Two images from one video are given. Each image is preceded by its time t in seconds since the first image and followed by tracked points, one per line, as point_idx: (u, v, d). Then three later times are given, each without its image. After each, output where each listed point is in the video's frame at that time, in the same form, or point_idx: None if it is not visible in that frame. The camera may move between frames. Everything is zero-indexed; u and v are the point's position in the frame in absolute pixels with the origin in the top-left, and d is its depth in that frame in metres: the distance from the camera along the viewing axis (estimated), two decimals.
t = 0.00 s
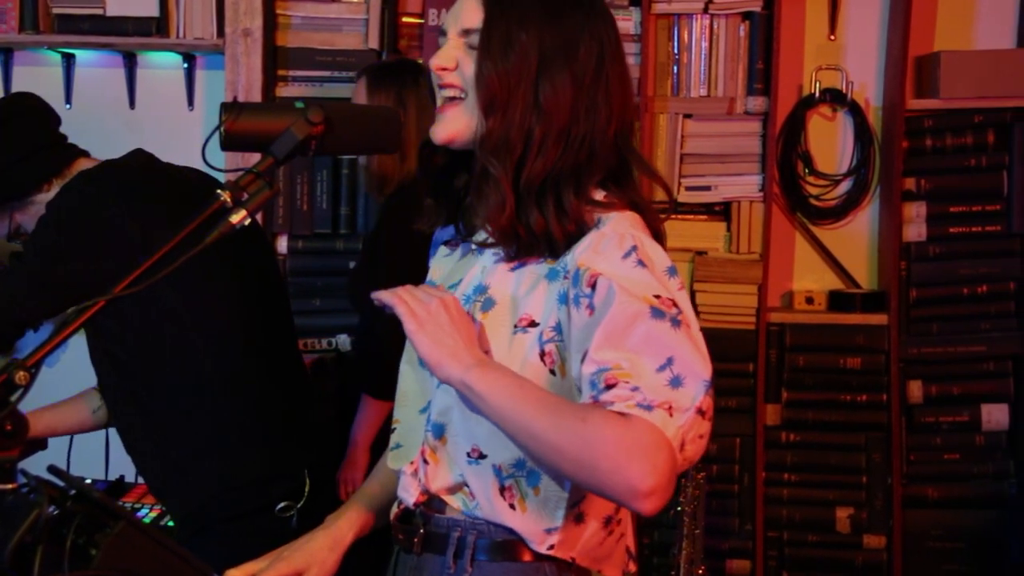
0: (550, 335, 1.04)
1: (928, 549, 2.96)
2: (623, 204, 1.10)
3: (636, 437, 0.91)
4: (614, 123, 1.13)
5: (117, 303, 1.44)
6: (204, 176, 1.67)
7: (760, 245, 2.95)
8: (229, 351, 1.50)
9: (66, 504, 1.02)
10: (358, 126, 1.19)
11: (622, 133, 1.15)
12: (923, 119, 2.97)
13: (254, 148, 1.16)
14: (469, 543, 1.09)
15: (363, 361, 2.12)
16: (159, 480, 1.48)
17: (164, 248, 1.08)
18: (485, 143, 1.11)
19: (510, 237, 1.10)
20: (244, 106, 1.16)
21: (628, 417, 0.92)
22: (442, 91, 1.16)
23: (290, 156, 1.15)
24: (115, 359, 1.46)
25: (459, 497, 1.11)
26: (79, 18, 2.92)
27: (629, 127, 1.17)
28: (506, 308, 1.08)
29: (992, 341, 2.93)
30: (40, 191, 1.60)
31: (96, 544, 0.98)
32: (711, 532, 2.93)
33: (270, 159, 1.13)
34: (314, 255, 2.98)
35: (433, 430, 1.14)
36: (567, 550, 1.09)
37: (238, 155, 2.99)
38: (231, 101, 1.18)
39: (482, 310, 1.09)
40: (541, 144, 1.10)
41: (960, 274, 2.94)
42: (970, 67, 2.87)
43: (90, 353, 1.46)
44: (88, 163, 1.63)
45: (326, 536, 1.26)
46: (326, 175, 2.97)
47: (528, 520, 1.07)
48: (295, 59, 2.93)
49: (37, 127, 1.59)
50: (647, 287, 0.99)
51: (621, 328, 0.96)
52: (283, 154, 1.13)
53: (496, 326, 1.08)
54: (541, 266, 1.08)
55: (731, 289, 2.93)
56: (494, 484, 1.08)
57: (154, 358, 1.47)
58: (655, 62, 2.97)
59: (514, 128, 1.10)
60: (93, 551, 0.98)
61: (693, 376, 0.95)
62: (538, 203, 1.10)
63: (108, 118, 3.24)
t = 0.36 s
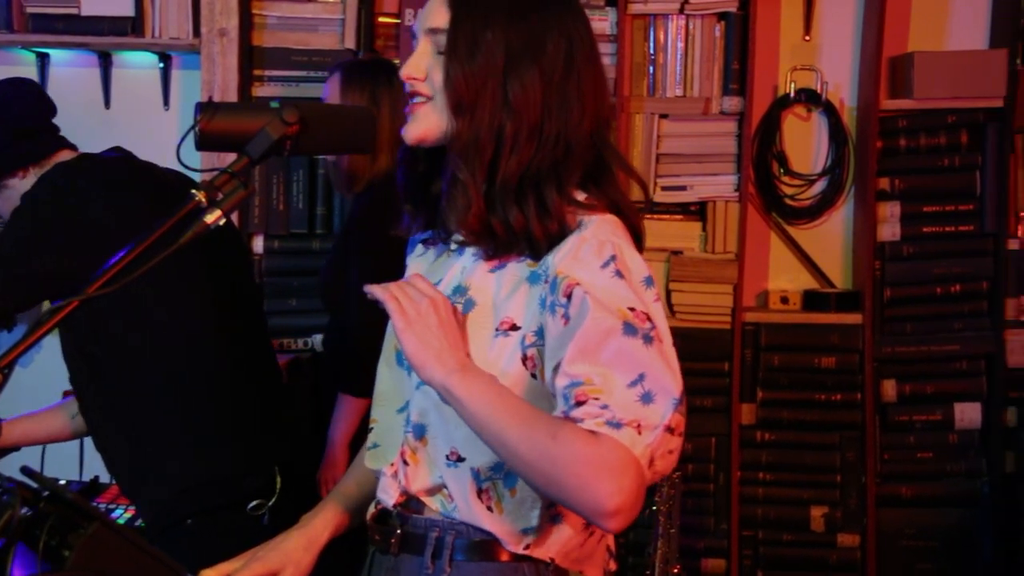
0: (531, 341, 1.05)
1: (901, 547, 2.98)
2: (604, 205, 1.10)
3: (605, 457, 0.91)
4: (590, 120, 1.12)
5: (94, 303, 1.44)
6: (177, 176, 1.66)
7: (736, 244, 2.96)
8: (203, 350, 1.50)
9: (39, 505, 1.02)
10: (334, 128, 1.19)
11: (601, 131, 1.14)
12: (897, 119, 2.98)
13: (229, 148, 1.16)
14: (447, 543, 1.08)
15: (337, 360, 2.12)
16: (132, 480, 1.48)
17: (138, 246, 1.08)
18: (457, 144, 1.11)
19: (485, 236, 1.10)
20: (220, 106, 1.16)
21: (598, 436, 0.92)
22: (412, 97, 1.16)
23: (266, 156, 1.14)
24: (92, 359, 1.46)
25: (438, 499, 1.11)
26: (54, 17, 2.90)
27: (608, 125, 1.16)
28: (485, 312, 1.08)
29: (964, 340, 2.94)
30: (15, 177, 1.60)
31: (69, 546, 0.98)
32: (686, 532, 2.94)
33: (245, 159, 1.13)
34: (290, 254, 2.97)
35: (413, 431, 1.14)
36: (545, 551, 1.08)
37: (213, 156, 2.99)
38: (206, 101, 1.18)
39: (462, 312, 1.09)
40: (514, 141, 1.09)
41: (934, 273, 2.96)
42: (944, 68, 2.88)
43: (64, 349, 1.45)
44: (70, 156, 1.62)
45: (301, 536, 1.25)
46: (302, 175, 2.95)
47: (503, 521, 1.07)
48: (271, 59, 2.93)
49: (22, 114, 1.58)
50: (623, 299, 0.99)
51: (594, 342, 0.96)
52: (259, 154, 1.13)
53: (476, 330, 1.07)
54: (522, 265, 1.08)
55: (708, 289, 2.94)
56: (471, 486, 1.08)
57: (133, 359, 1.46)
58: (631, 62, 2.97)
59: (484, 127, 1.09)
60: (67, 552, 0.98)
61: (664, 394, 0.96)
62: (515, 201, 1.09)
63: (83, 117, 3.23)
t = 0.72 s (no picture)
0: (501, 341, 1.05)
1: (869, 546, 2.99)
2: (576, 206, 1.09)
3: (568, 448, 0.91)
4: (560, 119, 1.11)
5: (55, 305, 1.42)
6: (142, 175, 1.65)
7: (704, 244, 2.97)
8: (167, 351, 1.48)
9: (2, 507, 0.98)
10: (302, 126, 1.19)
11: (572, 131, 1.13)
12: (863, 120, 3.00)
13: (196, 148, 1.15)
14: (417, 545, 1.08)
15: (303, 360, 2.12)
16: (94, 483, 1.47)
17: (104, 247, 1.08)
18: (425, 140, 1.10)
19: (451, 235, 1.10)
20: (186, 105, 1.15)
21: (562, 428, 0.92)
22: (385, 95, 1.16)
23: (234, 156, 1.14)
24: (58, 360, 1.44)
25: (408, 500, 1.10)
26: (19, 16, 2.88)
27: (579, 126, 1.15)
28: (457, 312, 1.08)
29: (929, 339, 2.96)
30: None
31: (33, 547, 0.95)
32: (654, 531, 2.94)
33: (212, 159, 1.13)
34: (258, 254, 2.96)
35: (383, 433, 1.13)
36: (516, 554, 1.08)
37: (180, 155, 2.97)
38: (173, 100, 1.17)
39: (433, 313, 1.09)
40: (483, 138, 1.08)
41: (900, 273, 2.97)
42: (909, 69, 2.90)
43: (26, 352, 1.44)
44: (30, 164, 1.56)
45: (269, 538, 1.25)
46: (270, 175, 2.94)
47: (475, 523, 1.07)
48: (238, 59, 2.92)
49: None
50: (590, 294, 0.98)
51: (559, 335, 0.96)
52: (225, 154, 1.13)
53: (448, 330, 1.08)
54: (494, 263, 1.09)
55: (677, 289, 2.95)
56: (443, 488, 1.07)
57: (98, 357, 1.45)
58: (599, 62, 2.97)
59: (454, 124, 1.08)
60: (31, 554, 0.95)
61: (630, 387, 0.95)
62: (484, 198, 1.08)
63: (48, 117, 3.20)
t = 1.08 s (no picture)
0: (470, 344, 1.04)
1: (837, 545, 3.00)
2: (542, 206, 1.09)
3: (534, 452, 0.91)
4: (524, 120, 1.10)
5: (19, 306, 1.42)
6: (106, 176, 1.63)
7: (674, 244, 2.97)
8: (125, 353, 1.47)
9: None
10: (268, 126, 1.18)
11: (538, 131, 1.12)
12: (831, 120, 3.01)
13: (163, 147, 1.15)
14: (386, 547, 1.07)
15: (272, 361, 2.11)
16: (55, 485, 1.45)
17: (72, 247, 1.06)
18: (384, 142, 1.10)
19: (413, 238, 1.10)
20: (153, 105, 1.15)
21: (529, 431, 0.92)
22: (347, 98, 1.15)
23: (200, 156, 1.14)
24: (19, 360, 1.43)
25: (377, 502, 1.09)
26: None
27: (546, 126, 1.15)
28: (424, 314, 1.08)
29: (897, 339, 2.98)
30: None
31: None
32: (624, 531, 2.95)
33: (179, 159, 1.13)
34: (226, 255, 2.94)
35: (352, 433, 1.12)
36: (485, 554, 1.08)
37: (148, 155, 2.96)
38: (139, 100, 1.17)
39: (402, 314, 1.08)
40: (443, 140, 1.08)
41: (868, 273, 2.99)
42: (876, 69, 2.91)
43: None
44: None
45: (237, 540, 1.24)
46: (238, 175, 2.93)
47: (444, 524, 1.06)
48: (206, 58, 2.90)
49: None
50: (557, 296, 0.98)
51: (526, 339, 0.95)
52: (192, 154, 1.13)
53: (415, 332, 1.07)
54: (461, 265, 1.08)
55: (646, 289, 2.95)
56: (412, 489, 1.07)
57: (57, 357, 1.43)
58: (569, 62, 2.97)
59: (413, 127, 1.08)
60: None
61: (596, 390, 0.96)
62: (446, 201, 1.08)
63: (14, 116, 3.18)
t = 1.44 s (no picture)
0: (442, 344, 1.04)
1: (808, 544, 3.01)
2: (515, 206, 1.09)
3: (507, 448, 0.91)
4: (499, 120, 1.11)
5: None
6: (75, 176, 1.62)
7: (645, 245, 2.98)
8: (94, 355, 1.47)
9: None
10: (237, 127, 1.18)
11: (512, 132, 1.13)
12: (801, 121, 3.02)
13: (133, 148, 1.15)
14: (358, 547, 1.07)
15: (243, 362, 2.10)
16: (23, 490, 1.44)
17: (42, 246, 1.05)
18: (362, 138, 1.09)
19: (390, 233, 1.10)
20: (123, 104, 1.15)
21: (500, 427, 0.92)
22: (322, 91, 1.15)
23: (171, 156, 1.14)
24: None
25: (349, 503, 1.09)
26: None
27: (519, 129, 1.15)
28: (395, 315, 1.07)
29: (867, 338, 3.00)
30: None
31: None
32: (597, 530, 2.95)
33: (150, 159, 1.13)
34: (198, 255, 2.93)
35: (324, 434, 1.12)
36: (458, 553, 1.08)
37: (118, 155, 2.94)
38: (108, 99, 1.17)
39: (374, 314, 1.08)
40: (420, 138, 1.08)
41: (838, 273, 3.00)
42: (847, 70, 2.93)
43: None
44: None
45: (209, 542, 1.23)
46: (209, 175, 2.92)
47: (417, 523, 1.07)
48: (177, 58, 2.89)
49: None
50: (528, 293, 0.99)
51: (497, 335, 0.96)
52: (163, 154, 1.13)
53: (386, 333, 1.07)
54: (432, 263, 1.08)
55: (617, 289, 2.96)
56: (384, 488, 1.07)
57: (24, 358, 1.42)
58: (541, 63, 2.98)
59: (391, 124, 1.08)
60: None
61: (567, 385, 0.96)
62: (421, 199, 1.08)
63: None
